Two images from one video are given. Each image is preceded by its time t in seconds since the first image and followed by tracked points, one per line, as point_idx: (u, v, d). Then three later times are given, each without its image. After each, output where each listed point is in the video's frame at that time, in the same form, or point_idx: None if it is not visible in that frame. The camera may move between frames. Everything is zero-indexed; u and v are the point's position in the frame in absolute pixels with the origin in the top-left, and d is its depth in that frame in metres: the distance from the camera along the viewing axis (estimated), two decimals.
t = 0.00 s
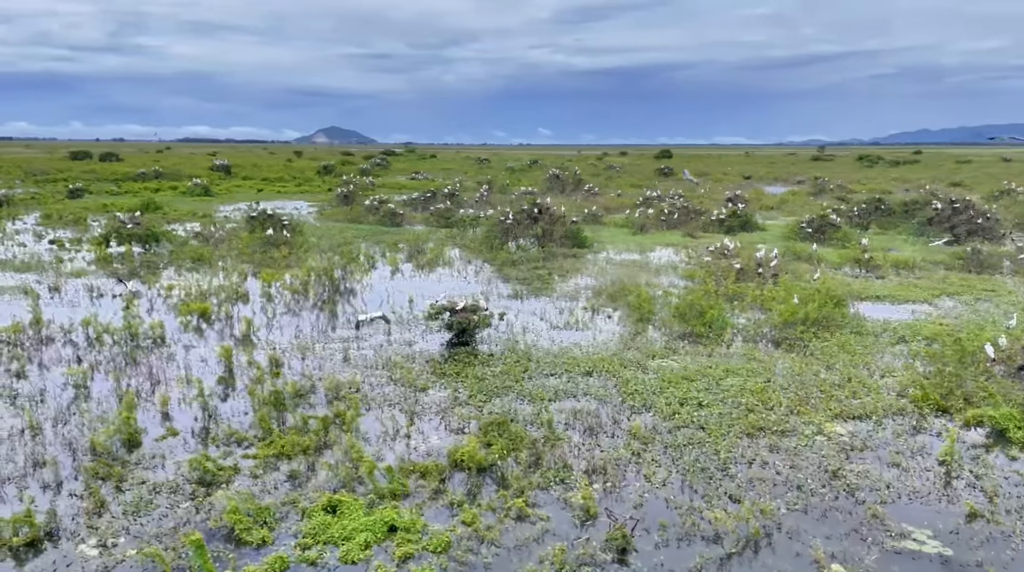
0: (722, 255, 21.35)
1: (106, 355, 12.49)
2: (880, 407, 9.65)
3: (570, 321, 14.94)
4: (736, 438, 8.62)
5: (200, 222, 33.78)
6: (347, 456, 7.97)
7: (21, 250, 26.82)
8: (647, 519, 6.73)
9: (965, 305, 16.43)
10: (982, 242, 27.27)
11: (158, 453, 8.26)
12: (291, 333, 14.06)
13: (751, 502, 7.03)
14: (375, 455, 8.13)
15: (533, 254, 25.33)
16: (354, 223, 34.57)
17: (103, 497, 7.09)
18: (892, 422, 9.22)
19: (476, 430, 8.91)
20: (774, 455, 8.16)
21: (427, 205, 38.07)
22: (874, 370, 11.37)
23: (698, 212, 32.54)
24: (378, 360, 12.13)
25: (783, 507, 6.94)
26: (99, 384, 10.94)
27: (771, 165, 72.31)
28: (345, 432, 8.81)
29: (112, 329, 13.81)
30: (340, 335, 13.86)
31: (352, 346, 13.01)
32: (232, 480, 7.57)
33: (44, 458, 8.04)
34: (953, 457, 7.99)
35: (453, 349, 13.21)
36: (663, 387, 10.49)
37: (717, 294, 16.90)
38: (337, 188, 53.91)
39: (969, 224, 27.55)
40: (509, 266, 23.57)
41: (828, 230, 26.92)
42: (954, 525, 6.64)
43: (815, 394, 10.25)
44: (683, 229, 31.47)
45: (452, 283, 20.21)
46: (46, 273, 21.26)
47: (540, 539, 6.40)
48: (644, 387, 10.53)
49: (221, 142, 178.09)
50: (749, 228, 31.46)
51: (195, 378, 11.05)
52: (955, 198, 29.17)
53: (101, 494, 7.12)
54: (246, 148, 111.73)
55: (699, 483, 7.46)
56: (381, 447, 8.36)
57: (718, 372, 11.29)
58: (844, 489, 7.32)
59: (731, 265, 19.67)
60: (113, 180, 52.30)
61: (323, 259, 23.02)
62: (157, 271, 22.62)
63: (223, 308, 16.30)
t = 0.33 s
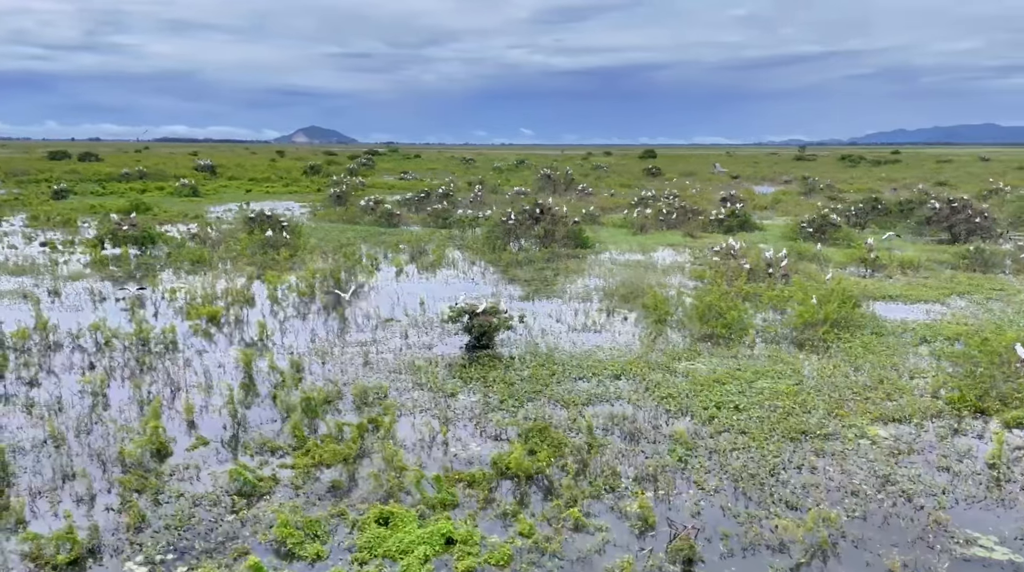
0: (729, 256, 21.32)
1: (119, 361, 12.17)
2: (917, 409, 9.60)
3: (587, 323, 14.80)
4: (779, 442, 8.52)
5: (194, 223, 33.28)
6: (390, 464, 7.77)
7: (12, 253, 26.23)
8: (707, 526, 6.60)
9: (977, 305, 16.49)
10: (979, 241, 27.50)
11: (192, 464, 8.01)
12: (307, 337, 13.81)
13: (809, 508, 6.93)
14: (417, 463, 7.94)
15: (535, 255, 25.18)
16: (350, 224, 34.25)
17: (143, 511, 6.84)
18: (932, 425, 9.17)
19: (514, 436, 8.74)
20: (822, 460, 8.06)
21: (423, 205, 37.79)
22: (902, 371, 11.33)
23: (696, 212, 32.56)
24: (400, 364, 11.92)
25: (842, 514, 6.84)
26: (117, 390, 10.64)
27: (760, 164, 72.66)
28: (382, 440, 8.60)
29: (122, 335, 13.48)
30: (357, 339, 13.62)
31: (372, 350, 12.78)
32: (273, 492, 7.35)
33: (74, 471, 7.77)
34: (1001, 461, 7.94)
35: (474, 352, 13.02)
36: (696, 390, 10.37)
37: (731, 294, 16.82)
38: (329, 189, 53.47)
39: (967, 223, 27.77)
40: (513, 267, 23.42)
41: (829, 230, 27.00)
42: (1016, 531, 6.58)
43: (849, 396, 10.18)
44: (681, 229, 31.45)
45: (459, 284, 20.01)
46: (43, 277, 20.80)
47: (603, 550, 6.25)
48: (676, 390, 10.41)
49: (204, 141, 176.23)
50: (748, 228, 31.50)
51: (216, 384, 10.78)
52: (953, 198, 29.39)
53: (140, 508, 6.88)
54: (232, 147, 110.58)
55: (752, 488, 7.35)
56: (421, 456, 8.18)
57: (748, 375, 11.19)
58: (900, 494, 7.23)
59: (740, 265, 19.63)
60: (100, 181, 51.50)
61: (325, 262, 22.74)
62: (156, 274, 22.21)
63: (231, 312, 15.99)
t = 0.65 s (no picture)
0: (738, 256, 21.26)
1: (137, 367, 11.88)
2: (958, 413, 9.54)
3: (607, 326, 14.65)
4: (827, 447, 8.41)
5: (192, 224, 32.81)
6: (436, 473, 7.59)
7: (9, 256, 25.74)
8: (772, 536, 6.48)
9: (992, 305, 16.52)
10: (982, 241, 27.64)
11: (230, 474, 7.80)
12: (325, 342, 13.57)
13: (870, 516, 6.82)
14: (463, 472, 7.77)
15: (540, 256, 25.03)
16: (349, 225, 33.94)
17: (189, 525, 6.62)
18: (975, 429, 9.12)
19: (557, 443, 8.58)
20: (873, 465, 7.96)
21: (422, 206, 37.54)
22: (934, 374, 11.28)
23: (697, 212, 32.55)
24: (425, 368, 11.72)
25: (905, 521, 6.74)
26: (140, 398, 10.38)
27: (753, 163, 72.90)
28: (423, 449, 8.42)
29: (137, 340, 13.17)
30: (377, 343, 13.41)
31: (394, 354, 12.57)
32: (320, 504, 7.16)
33: (110, 483, 7.53)
34: None
35: (498, 356, 12.84)
36: (732, 394, 10.24)
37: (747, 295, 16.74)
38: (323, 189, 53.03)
39: (969, 223, 27.89)
40: (519, 268, 23.27)
41: (833, 230, 27.02)
42: None
43: (886, 399, 10.10)
44: (682, 230, 31.41)
45: (470, 286, 19.81)
46: (44, 281, 20.39)
47: (669, 562, 6.11)
48: (711, 394, 10.27)
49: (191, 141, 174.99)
50: (749, 228, 31.49)
51: (242, 391, 10.54)
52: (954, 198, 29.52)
53: (186, 523, 6.67)
54: (220, 147, 109.70)
55: (809, 495, 7.23)
56: (466, 464, 8.01)
57: (780, 378, 11.08)
58: (958, 500, 7.16)
59: (752, 266, 19.57)
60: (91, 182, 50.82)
61: (330, 264, 22.48)
62: (159, 277, 21.85)
63: (243, 316, 15.70)
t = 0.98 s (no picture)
0: (748, 257, 21.23)
1: (157, 376, 11.59)
2: (1000, 416, 9.49)
3: (628, 329, 14.51)
4: (877, 453, 8.32)
5: (189, 226, 32.31)
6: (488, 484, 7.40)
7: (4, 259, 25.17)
8: (841, 547, 6.35)
9: (1006, 305, 16.57)
10: (982, 240, 27.83)
11: (273, 486, 7.58)
12: (345, 347, 13.33)
13: (937, 526, 6.72)
14: (513, 484, 7.59)
15: (546, 257, 24.88)
16: (347, 226, 33.64)
17: (242, 544, 6.40)
18: (1019, 434, 9.08)
19: (603, 451, 8.43)
20: (927, 472, 7.87)
21: (420, 206, 37.29)
22: (967, 377, 11.24)
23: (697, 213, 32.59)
24: (455, 374, 11.53)
25: (974, 531, 6.64)
26: (166, 407, 10.11)
27: (744, 163, 73.17)
28: (468, 459, 8.24)
29: (153, 347, 12.85)
30: (400, 348, 13.20)
31: (419, 360, 12.36)
32: (372, 517, 6.96)
33: (151, 497, 7.30)
34: None
35: (523, 361, 12.66)
36: (770, 399, 10.13)
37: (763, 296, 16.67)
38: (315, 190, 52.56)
39: (970, 223, 28.07)
40: (527, 270, 23.12)
41: (835, 229, 27.08)
42: None
43: (925, 402, 10.04)
44: (684, 230, 31.41)
45: (480, 289, 19.62)
46: (45, 285, 19.95)
47: None
48: (749, 399, 10.15)
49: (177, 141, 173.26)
50: (750, 229, 31.50)
51: (271, 399, 10.29)
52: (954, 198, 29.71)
53: (237, 541, 6.45)
54: (208, 147, 108.54)
55: (872, 504, 7.11)
56: (515, 475, 7.84)
57: (815, 381, 10.99)
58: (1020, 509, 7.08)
59: (764, 267, 19.53)
60: (80, 183, 50.04)
61: (337, 267, 22.22)
62: (162, 281, 21.47)
63: (257, 321, 15.39)
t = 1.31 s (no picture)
0: (759, 259, 21.17)
1: (180, 383, 11.32)
2: None
3: (651, 332, 14.37)
4: (930, 460, 8.22)
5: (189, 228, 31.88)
6: (543, 496, 7.22)
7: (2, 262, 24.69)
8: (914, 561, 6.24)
9: None
10: (986, 240, 27.95)
11: (322, 499, 7.38)
12: (368, 353, 13.11)
13: (1007, 538, 6.62)
14: (567, 494, 7.42)
15: (554, 258, 24.73)
16: (349, 227, 33.33)
17: (301, 562, 6.20)
18: None
19: (652, 459, 8.29)
20: (983, 479, 7.78)
21: (421, 207, 37.05)
22: (1002, 381, 11.19)
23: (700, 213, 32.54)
24: (485, 380, 11.35)
25: None
26: (194, 416, 9.86)
27: (739, 163, 73.35)
28: (516, 468, 8.07)
29: (172, 354, 12.56)
30: (424, 354, 12.99)
31: (446, 365, 12.16)
32: (430, 532, 6.78)
33: (197, 512, 7.09)
34: None
35: (551, 365, 12.48)
36: (810, 404, 10.01)
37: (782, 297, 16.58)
38: (311, 191, 52.15)
39: (974, 222, 28.18)
40: (536, 271, 22.96)
41: (841, 230, 27.09)
42: None
43: (966, 407, 9.96)
44: (688, 231, 31.34)
45: (493, 292, 19.42)
46: (49, 289, 19.56)
47: None
48: (789, 404, 10.03)
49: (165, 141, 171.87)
50: (754, 230, 31.47)
51: (302, 407, 10.06)
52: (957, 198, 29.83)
53: (295, 557, 6.25)
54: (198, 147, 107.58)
55: (936, 514, 7.01)
56: (567, 485, 7.67)
57: (851, 385, 10.90)
58: None
59: (778, 268, 19.45)
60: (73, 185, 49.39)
61: (345, 269, 21.97)
62: (168, 284, 21.13)
63: (273, 325, 15.12)
